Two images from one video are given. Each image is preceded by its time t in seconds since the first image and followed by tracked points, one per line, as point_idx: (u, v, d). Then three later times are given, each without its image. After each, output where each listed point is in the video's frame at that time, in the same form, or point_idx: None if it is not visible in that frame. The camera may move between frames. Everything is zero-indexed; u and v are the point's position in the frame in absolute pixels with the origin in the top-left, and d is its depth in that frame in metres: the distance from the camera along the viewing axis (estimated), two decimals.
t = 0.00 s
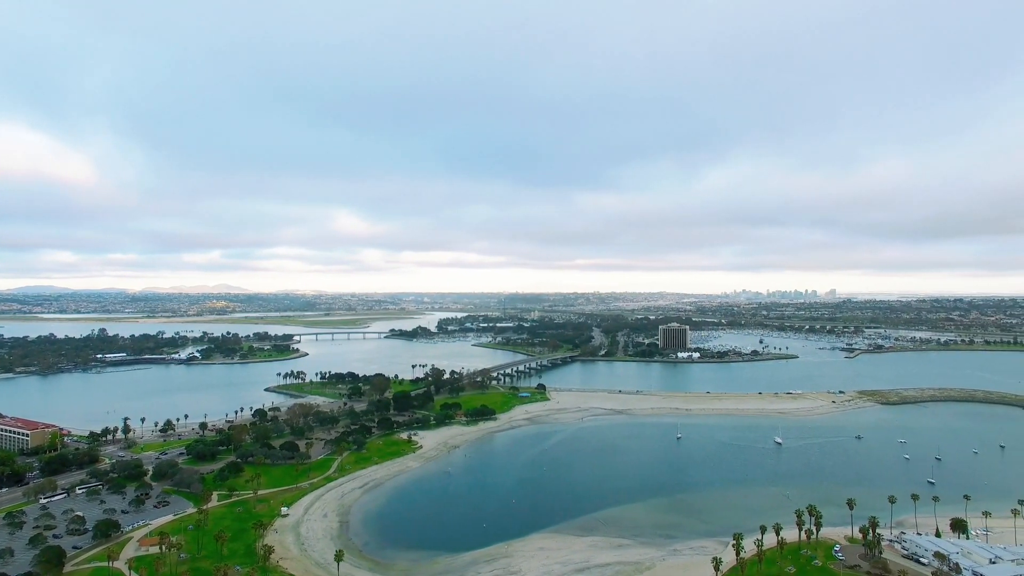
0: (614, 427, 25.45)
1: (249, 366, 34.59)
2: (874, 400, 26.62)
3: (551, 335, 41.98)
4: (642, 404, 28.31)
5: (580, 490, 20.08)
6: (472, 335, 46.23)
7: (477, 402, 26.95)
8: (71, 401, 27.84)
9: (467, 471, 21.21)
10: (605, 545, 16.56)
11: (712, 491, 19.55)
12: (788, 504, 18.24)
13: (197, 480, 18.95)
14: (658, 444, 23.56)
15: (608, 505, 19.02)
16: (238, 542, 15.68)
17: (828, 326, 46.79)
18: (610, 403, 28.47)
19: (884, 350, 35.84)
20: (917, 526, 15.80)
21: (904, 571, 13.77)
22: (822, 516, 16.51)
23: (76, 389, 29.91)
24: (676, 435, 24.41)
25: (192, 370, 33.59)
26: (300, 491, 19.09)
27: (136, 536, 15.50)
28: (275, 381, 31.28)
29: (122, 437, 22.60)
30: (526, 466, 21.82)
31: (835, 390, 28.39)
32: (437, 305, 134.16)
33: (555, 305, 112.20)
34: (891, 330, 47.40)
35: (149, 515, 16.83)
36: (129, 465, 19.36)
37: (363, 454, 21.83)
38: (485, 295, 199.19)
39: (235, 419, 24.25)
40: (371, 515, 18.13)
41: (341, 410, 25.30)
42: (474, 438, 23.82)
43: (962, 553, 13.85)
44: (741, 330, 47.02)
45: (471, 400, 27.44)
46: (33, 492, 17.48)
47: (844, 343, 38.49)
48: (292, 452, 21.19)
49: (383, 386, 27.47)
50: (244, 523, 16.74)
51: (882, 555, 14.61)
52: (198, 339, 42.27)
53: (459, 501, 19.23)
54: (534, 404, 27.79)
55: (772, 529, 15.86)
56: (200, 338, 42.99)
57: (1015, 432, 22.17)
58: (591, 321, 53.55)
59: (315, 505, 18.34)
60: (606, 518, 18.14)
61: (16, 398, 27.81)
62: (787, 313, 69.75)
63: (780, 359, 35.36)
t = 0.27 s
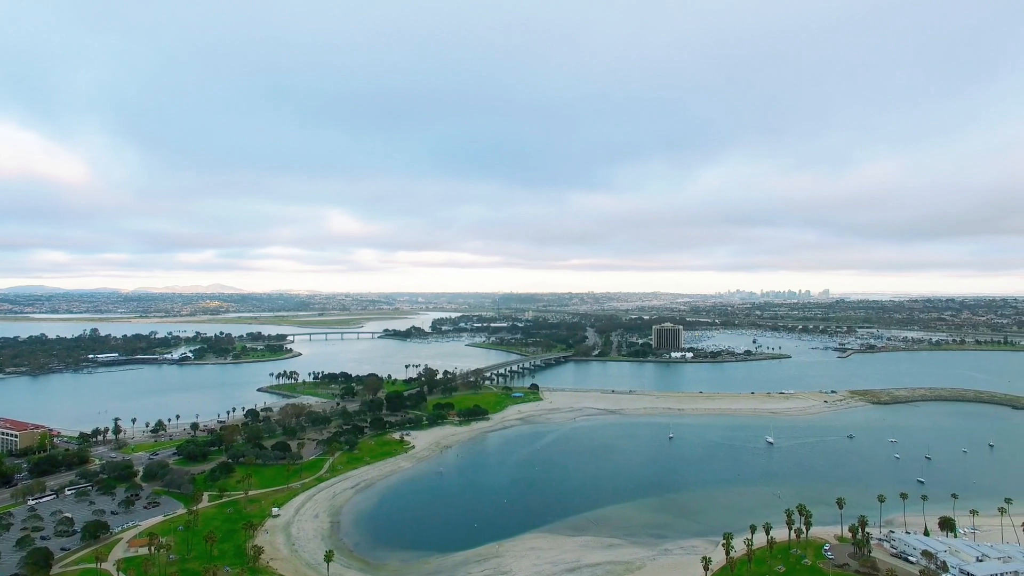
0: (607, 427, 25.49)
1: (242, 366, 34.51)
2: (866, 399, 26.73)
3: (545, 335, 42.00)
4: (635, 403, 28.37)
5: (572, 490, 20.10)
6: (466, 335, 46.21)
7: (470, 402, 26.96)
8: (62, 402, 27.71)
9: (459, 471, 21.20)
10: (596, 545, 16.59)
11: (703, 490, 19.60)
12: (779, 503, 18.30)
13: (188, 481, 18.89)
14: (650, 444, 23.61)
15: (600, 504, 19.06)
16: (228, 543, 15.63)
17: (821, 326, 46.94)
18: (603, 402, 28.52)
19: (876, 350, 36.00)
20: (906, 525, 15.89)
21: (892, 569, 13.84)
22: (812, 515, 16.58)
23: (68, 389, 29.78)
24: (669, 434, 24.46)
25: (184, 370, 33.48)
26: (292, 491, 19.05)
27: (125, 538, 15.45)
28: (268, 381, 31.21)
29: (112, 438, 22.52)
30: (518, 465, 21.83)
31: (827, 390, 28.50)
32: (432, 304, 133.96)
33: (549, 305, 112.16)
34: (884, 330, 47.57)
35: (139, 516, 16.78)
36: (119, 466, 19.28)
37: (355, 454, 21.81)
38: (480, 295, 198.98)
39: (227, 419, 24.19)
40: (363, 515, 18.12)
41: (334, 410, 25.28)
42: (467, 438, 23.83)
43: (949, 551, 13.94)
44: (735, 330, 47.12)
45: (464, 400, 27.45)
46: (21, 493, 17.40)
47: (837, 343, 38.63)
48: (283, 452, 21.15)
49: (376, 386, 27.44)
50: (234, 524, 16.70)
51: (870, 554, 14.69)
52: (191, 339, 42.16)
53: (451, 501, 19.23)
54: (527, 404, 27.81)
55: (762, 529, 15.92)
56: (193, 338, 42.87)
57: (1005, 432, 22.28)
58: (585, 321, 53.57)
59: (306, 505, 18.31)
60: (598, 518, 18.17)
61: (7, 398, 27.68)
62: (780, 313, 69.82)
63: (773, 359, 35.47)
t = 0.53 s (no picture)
0: (599, 427, 25.53)
1: (234, 366, 34.43)
2: (857, 399, 26.82)
3: (539, 335, 41.99)
4: (627, 403, 28.41)
5: (563, 489, 20.13)
6: (460, 335, 46.16)
7: (462, 402, 26.94)
8: (53, 402, 27.58)
9: (451, 472, 21.19)
10: (586, 545, 16.61)
11: (694, 490, 19.65)
12: (769, 503, 18.36)
13: (178, 481, 18.83)
14: (642, 444, 23.66)
15: (592, 504, 19.09)
16: (218, 544, 15.59)
17: (814, 326, 47.02)
18: (596, 402, 28.55)
19: (869, 349, 36.13)
20: (895, 523, 15.97)
21: (880, 568, 13.91)
22: (802, 514, 16.65)
23: (59, 389, 29.64)
24: (661, 434, 24.51)
25: (176, 371, 33.38)
26: (283, 492, 19.02)
27: (114, 539, 15.39)
28: (261, 381, 31.14)
29: (103, 438, 22.43)
30: (510, 465, 21.84)
31: (819, 389, 28.59)
32: (427, 304, 133.67)
33: (543, 305, 111.99)
34: (877, 330, 47.66)
35: (129, 518, 16.72)
36: (109, 467, 19.20)
37: (347, 454, 21.79)
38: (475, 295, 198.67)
39: (219, 420, 24.13)
40: (354, 515, 18.10)
41: (326, 410, 25.24)
42: (459, 438, 23.82)
43: (937, 549, 14.02)
44: (728, 330, 47.19)
45: (457, 400, 27.43)
46: (9, 494, 17.31)
47: (829, 343, 38.71)
48: (275, 452, 21.11)
49: (369, 386, 27.40)
50: (225, 525, 16.65)
51: (860, 553, 14.75)
52: (183, 339, 42.03)
53: (442, 501, 19.22)
54: (519, 404, 27.82)
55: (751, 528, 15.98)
56: (186, 338, 42.74)
57: (994, 431, 22.41)
58: (579, 321, 53.56)
59: (297, 506, 18.27)
60: (589, 518, 18.20)
61: None
62: (773, 313, 69.78)
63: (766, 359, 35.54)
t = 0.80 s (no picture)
0: (590, 426, 25.57)
1: (225, 366, 34.31)
2: (847, 398, 26.95)
3: (531, 335, 42.00)
4: (619, 403, 28.47)
5: (553, 489, 20.15)
6: (453, 335, 46.13)
7: (454, 402, 26.94)
8: (41, 403, 27.42)
9: (441, 472, 21.19)
10: (576, 545, 16.63)
11: (684, 489, 19.70)
12: (758, 502, 18.43)
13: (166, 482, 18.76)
14: (632, 443, 23.71)
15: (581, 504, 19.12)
16: (205, 545, 15.53)
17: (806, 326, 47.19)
18: (588, 402, 28.60)
19: (859, 349, 36.30)
20: (881, 522, 16.06)
21: (866, 566, 13.99)
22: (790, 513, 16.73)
23: (48, 390, 29.47)
24: (651, 434, 24.57)
25: (167, 371, 33.24)
26: (272, 492, 18.97)
27: (100, 541, 15.32)
28: (251, 381, 31.05)
29: (91, 439, 22.32)
30: (501, 465, 21.85)
31: (809, 389, 28.70)
32: (420, 304, 133.40)
33: (536, 305, 111.90)
34: (869, 330, 47.87)
35: (115, 519, 16.64)
36: (97, 468, 19.10)
37: (337, 454, 21.76)
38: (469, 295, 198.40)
39: (208, 420, 24.06)
40: (343, 516, 18.07)
41: (317, 410, 25.20)
42: (450, 438, 23.83)
43: (922, 547, 14.12)
44: (721, 330, 47.32)
45: (448, 400, 27.43)
46: None
47: (820, 343, 38.86)
48: (265, 453, 21.06)
49: (360, 386, 27.37)
50: (212, 525, 16.59)
51: (846, 551, 14.83)
52: (174, 339, 41.85)
53: (432, 501, 19.21)
54: (511, 404, 27.84)
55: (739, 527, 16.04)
56: (177, 338, 42.56)
57: (981, 430, 22.56)
58: (572, 321, 53.60)
59: (286, 506, 18.23)
60: (578, 518, 18.23)
61: None
62: (765, 313, 69.84)
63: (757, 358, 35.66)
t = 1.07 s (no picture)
0: (582, 426, 25.60)
1: (217, 366, 34.20)
2: (838, 398, 27.06)
3: (524, 335, 42.00)
4: (611, 403, 28.52)
5: (545, 489, 20.16)
6: (446, 335, 46.09)
7: (446, 402, 26.93)
8: (31, 403, 27.27)
9: (433, 472, 21.17)
10: (566, 545, 16.65)
11: (674, 489, 19.75)
12: (748, 501, 18.49)
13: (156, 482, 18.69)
14: (624, 443, 23.75)
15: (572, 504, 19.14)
16: (194, 546, 15.47)
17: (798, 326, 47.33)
18: (580, 402, 28.64)
19: (850, 349, 36.43)
20: (870, 521, 16.14)
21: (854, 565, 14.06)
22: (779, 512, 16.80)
23: (38, 390, 29.31)
24: (643, 433, 24.61)
25: (158, 371, 33.12)
26: (262, 492, 18.91)
27: (88, 542, 15.24)
28: (243, 381, 30.97)
29: (80, 439, 22.21)
30: (493, 465, 21.85)
31: (800, 389, 28.81)
32: (415, 304, 133.18)
33: (530, 305, 111.90)
34: (861, 330, 48.07)
35: (104, 520, 16.56)
36: (85, 469, 19.00)
37: (328, 454, 21.72)
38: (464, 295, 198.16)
39: (199, 420, 23.98)
40: (334, 516, 18.03)
41: (309, 410, 25.15)
42: (442, 438, 23.82)
43: (909, 545, 14.19)
44: (713, 330, 47.44)
45: (440, 400, 27.41)
46: None
47: (812, 343, 39.00)
48: (256, 453, 21.00)
49: (352, 386, 27.34)
50: (202, 526, 16.53)
51: (835, 550, 14.89)
52: (166, 339, 41.68)
53: (423, 502, 19.20)
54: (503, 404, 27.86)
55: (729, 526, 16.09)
56: (169, 338, 42.38)
57: (970, 429, 22.69)
58: (565, 321, 53.61)
59: (276, 507, 18.17)
60: (569, 517, 18.25)
61: None
62: (758, 313, 70.02)
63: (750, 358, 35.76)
